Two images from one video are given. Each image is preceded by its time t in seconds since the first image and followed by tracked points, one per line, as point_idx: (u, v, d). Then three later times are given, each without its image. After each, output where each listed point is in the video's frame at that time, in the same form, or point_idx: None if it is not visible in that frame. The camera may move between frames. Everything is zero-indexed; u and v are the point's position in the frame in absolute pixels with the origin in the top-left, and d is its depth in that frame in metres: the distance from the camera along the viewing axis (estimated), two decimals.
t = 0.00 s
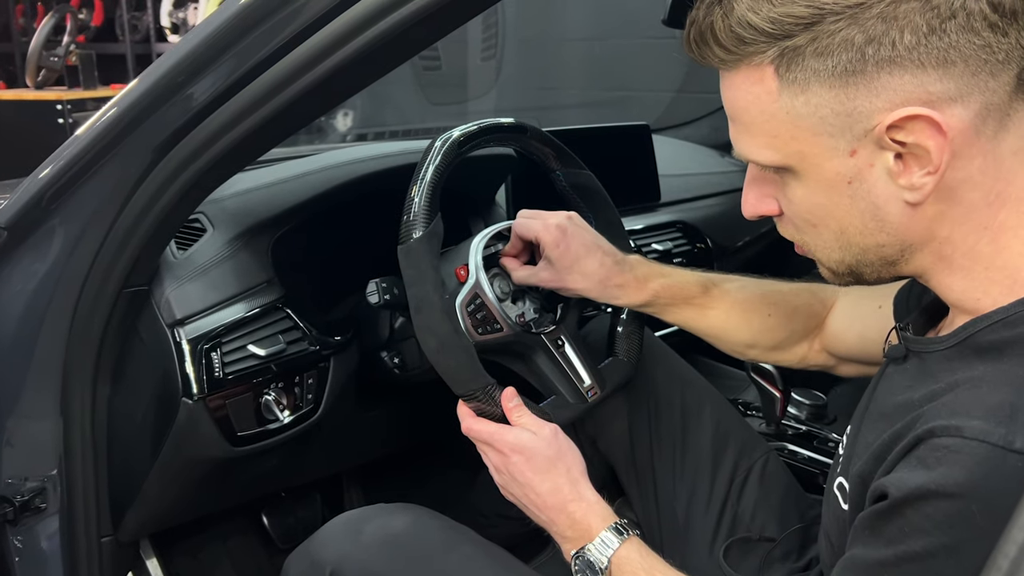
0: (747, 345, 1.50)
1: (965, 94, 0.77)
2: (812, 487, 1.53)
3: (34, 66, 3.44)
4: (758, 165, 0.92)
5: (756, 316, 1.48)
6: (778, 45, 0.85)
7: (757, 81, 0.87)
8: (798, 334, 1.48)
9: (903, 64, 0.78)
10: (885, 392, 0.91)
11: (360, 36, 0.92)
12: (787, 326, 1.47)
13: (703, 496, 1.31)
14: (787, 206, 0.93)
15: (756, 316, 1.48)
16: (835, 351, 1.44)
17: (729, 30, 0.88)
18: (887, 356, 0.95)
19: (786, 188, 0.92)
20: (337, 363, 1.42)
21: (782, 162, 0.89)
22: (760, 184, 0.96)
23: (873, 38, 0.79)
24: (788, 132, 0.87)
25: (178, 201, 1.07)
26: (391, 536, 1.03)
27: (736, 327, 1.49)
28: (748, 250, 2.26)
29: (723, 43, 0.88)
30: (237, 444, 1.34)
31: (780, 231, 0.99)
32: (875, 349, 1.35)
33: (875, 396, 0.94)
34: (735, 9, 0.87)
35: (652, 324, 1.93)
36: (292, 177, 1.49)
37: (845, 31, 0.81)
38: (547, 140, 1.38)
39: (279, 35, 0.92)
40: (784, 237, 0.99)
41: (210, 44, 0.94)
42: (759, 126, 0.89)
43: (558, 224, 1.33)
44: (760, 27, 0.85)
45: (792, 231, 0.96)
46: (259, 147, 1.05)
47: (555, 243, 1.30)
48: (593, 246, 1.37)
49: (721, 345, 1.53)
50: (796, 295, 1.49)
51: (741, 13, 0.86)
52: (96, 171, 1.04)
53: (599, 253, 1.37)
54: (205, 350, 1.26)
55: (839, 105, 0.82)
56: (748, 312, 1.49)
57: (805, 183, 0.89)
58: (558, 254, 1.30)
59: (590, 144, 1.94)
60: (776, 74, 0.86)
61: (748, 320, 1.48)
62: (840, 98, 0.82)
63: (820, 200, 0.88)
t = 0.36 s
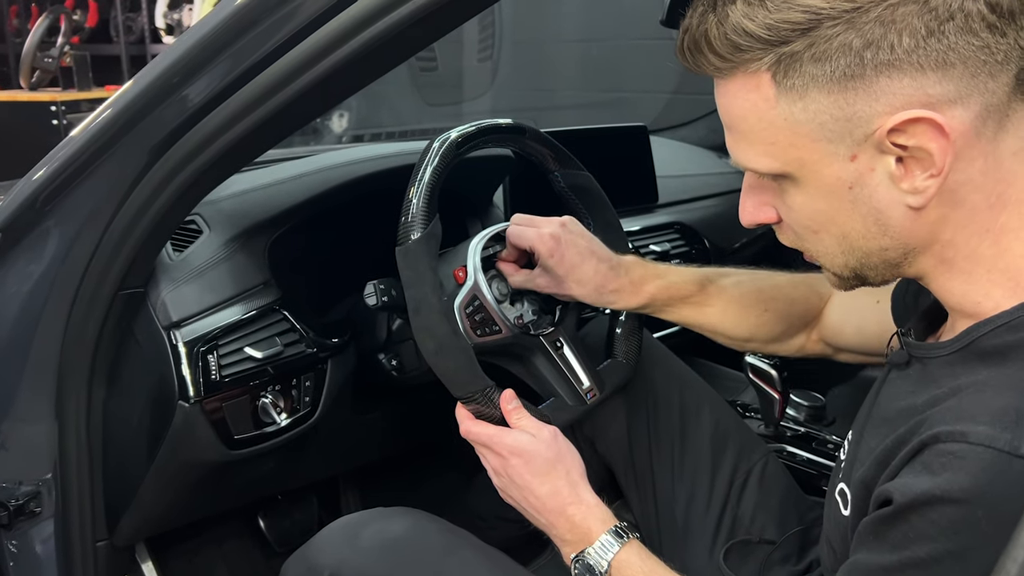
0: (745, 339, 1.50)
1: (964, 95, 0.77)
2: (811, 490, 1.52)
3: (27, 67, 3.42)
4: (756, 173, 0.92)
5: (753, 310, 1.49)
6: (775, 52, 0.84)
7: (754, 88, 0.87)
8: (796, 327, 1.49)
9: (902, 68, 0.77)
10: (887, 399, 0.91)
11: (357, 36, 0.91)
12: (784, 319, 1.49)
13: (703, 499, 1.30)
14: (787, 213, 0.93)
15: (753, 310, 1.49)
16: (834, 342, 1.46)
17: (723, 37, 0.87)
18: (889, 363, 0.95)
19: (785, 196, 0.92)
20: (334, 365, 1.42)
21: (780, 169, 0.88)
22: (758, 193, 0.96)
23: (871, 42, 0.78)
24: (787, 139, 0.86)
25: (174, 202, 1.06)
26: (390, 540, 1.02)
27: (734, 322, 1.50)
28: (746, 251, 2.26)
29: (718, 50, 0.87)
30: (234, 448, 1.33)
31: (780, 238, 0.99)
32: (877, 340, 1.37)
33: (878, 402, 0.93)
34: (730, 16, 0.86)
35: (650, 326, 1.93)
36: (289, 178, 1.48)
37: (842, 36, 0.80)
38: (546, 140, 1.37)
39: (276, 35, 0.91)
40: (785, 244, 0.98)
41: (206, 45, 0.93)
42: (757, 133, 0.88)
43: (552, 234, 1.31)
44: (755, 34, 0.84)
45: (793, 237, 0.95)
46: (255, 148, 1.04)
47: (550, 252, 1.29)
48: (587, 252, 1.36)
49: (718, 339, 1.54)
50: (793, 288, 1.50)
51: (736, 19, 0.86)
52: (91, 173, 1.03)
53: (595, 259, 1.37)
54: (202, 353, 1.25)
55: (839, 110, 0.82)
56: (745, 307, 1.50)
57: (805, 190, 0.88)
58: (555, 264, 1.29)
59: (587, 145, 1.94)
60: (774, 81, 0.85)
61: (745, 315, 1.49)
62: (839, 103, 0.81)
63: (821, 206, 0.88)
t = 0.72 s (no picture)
0: (748, 334, 1.53)
1: (966, 101, 0.76)
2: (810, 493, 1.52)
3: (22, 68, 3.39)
4: (756, 181, 0.91)
5: (757, 308, 1.51)
6: (774, 60, 0.83)
7: (753, 97, 0.86)
8: (799, 322, 1.53)
9: (903, 74, 0.77)
10: (890, 405, 0.90)
11: (356, 38, 0.90)
12: (787, 315, 1.51)
13: (704, 503, 1.30)
14: (787, 221, 0.92)
15: (756, 308, 1.51)
16: (835, 335, 1.50)
17: (722, 46, 0.86)
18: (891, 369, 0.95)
19: (786, 205, 0.91)
20: (331, 369, 1.40)
21: (782, 179, 0.87)
22: (758, 201, 0.95)
23: (872, 49, 0.78)
24: (788, 148, 0.85)
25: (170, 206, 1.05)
26: (389, 547, 1.01)
27: (738, 319, 1.51)
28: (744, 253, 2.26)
29: (716, 59, 0.86)
30: (231, 453, 1.31)
31: (781, 246, 0.98)
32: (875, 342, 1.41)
33: (881, 408, 0.93)
34: (727, 24, 0.85)
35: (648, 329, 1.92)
36: (286, 181, 1.47)
37: (843, 43, 0.79)
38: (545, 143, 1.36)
39: (272, 38, 0.90)
40: (785, 252, 0.98)
41: (203, 48, 0.92)
42: (757, 142, 0.87)
43: (554, 243, 1.30)
44: (754, 43, 0.83)
45: (794, 245, 0.95)
46: (253, 151, 1.03)
47: (553, 262, 1.28)
48: (591, 260, 1.35)
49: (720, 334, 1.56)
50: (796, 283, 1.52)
51: (734, 28, 0.85)
52: (87, 176, 1.02)
53: (598, 266, 1.36)
54: (199, 357, 1.24)
55: (840, 118, 0.81)
56: (749, 304, 1.52)
57: (806, 199, 0.88)
58: (558, 274, 1.28)
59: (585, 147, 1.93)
60: (773, 89, 0.84)
61: (748, 313, 1.51)
62: (840, 110, 0.81)
63: (822, 216, 0.87)
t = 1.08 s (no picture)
0: (755, 332, 1.53)
1: (966, 99, 0.76)
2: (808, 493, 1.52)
3: (16, 69, 3.38)
4: (758, 181, 0.91)
5: (764, 305, 1.51)
6: (775, 58, 0.83)
7: (754, 95, 0.86)
8: (807, 317, 1.53)
9: (903, 72, 0.77)
10: (892, 405, 0.90)
11: (354, 39, 0.90)
12: (795, 312, 1.52)
13: (703, 504, 1.29)
14: (789, 220, 0.92)
15: (764, 305, 1.51)
16: (844, 330, 1.51)
17: (722, 45, 0.86)
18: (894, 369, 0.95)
19: (788, 204, 0.91)
20: (329, 371, 1.40)
21: (783, 177, 0.87)
22: (760, 200, 0.96)
23: (872, 47, 0.78)
24: (789, 146, 0.85)
25: (167, 206, 1.04)
26: (387, 548, 1.01)
27: (745, 317, 1.52)
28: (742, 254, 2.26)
29: (717, 59, 0.86)
30: (228, 455, 1.31)
31: (783, 246, 0.98)
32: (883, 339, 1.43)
33: (883, 408, 0.93)
34: (729, 23, 0.85)
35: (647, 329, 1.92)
36: (284, 182, 1.46)
37: (843, 41, 0.79)
38: (543, 143, 1.35)
39: (270, 37, 0.90)
40: (787, 252, 0.98)
41: (198, 48, 0.91)
42: (758, 141, 0.87)
43: (557, 249, 1.31)
44: (755, 41, 0.83)
45: (795, 245, 0.95)
46: (251, 151, 1.02)
47: (559, 267, 1.30)
48: (595, 262, 1.37)
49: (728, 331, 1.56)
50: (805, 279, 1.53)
51: (735, 27, 0.85)
52: (82, 177, 1.01)
53: (602, 266, 1.38)
54: (196, 359, 1.24)
55: (840, 116, 0.81)
56: (756, 302, 1.52)
57: (808, 198, 0.87)
58: (564, 279, 1.30)
59: (583, 148, 1.93)
60: (774, 87, 0.84)
61: (756, 309, 1.51)
62: (841, 109, 0.80)
63: (824, 213, 0.87)
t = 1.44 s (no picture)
0: (773, 317, 1.50)
1: (987, 101, 0.75)
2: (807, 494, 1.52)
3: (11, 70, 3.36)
4: (770, 179, 0.90)
5: (781, 288, 1.48)
6: (792, 55, 0.83)
7: (770, 92, 0.85)
8: (818, 306, 1.48)
9: (923, 73, 0.76)
10: (900, 410, 0.90)
11: (354, 41, 0.89)
12: (809, 297, 1.48)
13: (703, 506, 1.29)
14: (801, 220, 0.91)
15: (779, 288, 1.49)
16: (854, 321, 1.44)
17: (739, 41, 0.85)
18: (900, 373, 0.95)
19: (801, 203, 0.90)
20: (327, 374, 1.39)
21: (796, 176, 0.87)
22: (772, 199, 0.95)
23: (892, 46, 0.77)
24: (804, 145, 0.85)
25: (165, 208, 1.04)
26: (388, 553, 1.00)
27: (761, 299, 1.49)
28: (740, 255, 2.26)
29: (733, 54, 0.86)
30: (225, 459, 1.31)
31: (794, 245, 0.97)
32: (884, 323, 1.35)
33: (889, 413, 0.93)
34: (746, 19, 0.85)
35: (646, 330, 1.92)
36: (282, 184, 1.46)
37: (862, 40, 0.79)
38: (541, 144, 1.35)
39: (268, 38, 0.89)
40: (798, 251, 0.97)
41: (196, 49, 0.91)
42: (772, 139, 0.87)
43: (567, 231, 1.34)
44: (774, 38, 0.83)
45: (806, 244, 0.94)
46: (250, 153, 1.02)
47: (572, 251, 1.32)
48: (609, 238, 1.39)
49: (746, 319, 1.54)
50: (816, 266, 1.48)
51: (753, 23, 0.84)
52: (78, 180, 1.01)
53: (615, 246, 1.39)
54: (193, 361, 1.23)
55: (857, 116, 0.80)
56: (772, 285, 1.49)
57: (821, 198, 0.87)
58: (580, 258, 1.32)
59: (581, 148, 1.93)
60: (791, 85, 0.84)
61: (773, 293, 1.49)
62: (858, 108, 0.80)
63: (836, 213, 0.86)
